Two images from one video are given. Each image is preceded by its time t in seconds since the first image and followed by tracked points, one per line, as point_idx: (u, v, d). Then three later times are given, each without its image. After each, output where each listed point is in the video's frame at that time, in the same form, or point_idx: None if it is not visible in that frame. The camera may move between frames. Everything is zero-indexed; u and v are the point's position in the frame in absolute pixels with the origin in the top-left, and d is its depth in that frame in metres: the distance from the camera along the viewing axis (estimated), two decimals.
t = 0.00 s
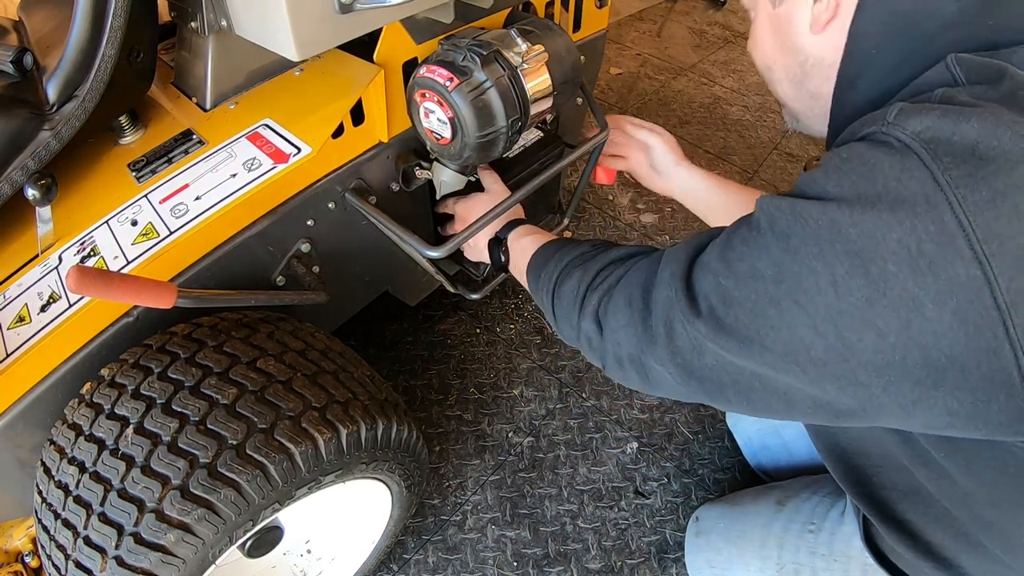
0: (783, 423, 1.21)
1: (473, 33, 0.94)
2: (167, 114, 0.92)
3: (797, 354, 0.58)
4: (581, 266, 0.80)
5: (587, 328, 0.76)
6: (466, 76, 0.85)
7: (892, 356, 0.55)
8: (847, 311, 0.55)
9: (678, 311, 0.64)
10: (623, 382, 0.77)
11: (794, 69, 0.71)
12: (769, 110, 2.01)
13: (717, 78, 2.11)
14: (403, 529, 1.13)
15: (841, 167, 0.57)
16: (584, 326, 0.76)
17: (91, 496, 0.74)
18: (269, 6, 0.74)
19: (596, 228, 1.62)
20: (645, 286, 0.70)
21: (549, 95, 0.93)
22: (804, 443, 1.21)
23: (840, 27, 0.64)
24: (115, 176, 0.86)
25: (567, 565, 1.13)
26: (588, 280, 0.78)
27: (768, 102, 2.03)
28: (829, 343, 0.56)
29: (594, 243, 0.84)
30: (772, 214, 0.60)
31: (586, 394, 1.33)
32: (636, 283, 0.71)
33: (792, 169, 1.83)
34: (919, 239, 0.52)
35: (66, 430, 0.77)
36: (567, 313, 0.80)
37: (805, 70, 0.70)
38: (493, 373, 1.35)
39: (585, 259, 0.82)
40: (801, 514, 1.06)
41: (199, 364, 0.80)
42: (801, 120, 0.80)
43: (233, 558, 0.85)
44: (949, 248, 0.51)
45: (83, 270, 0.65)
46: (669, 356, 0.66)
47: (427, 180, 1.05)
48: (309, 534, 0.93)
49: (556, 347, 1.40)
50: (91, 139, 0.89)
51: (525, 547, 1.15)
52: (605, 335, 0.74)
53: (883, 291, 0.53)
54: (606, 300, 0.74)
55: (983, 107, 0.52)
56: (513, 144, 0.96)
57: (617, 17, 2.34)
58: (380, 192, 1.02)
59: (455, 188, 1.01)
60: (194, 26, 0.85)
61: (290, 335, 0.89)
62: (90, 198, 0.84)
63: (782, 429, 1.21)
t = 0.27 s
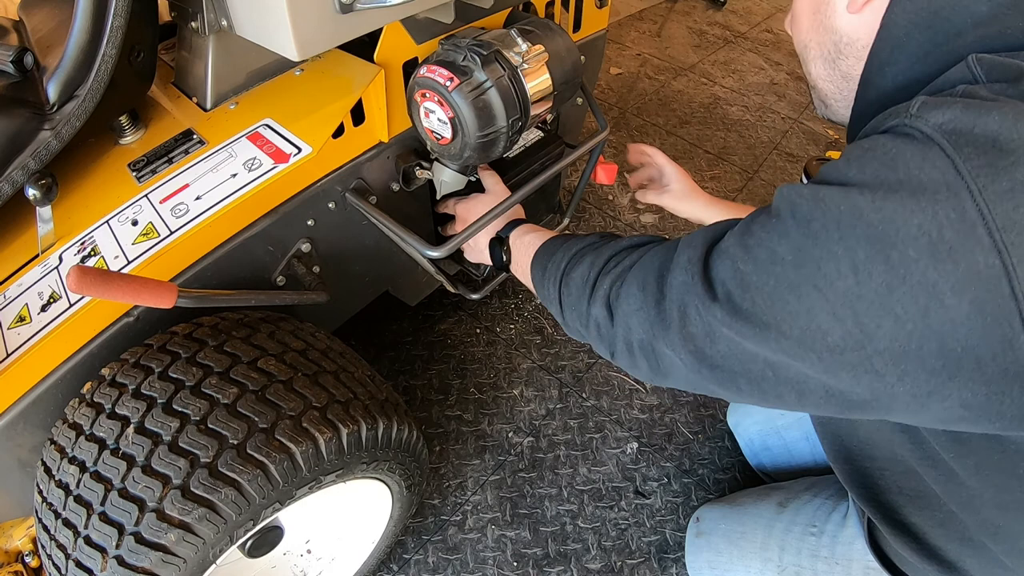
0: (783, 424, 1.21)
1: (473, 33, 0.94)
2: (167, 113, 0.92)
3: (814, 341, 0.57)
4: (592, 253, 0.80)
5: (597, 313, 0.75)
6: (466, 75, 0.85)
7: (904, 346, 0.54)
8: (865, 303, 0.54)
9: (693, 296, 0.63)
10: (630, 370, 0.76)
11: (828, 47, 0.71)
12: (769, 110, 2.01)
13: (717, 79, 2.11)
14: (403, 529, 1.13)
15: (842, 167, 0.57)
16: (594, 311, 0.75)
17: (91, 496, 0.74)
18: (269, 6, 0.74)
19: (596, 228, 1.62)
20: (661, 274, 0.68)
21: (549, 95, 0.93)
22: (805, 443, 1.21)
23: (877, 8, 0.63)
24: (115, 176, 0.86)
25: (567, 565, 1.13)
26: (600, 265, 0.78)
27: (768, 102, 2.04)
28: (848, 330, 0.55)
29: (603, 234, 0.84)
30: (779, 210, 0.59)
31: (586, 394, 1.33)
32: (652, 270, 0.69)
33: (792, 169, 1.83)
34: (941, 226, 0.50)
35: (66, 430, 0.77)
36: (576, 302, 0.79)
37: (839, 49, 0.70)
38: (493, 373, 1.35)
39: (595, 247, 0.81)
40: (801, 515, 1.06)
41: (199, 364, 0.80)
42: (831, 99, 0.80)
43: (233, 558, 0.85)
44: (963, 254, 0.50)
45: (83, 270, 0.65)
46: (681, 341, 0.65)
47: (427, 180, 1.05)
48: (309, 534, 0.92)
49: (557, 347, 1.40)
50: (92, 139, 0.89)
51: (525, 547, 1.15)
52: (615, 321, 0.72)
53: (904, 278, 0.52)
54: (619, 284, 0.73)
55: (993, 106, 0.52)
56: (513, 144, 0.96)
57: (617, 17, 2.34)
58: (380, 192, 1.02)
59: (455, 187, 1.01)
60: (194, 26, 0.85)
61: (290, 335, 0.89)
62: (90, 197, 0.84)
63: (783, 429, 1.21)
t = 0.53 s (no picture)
0: (783, 423, 1.21)
1: (473, 33, 0.94)
2: (167, 114, 0.92)
3: (816, 315, 0.58)
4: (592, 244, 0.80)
5: (597, 304, 0.75)
6: (466, 76, 0.85)
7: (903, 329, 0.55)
8: (865, 273, 0.55)
9: (694, 279, 0.64)
10: (629, 362, 0.77)
11: (822, 41, 0.72)
12: (769, 110, 2.01)
13: (717, 79, 2.11)
14: (402, 529, 1.13)
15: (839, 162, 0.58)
16: (595, 302, 0.75)
17: (92, 496, 0.74)
18: (269, 7, 0.74)
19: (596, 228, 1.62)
20: (660, 260, 0.70)
21: (549, 94, 0.93)
22: (805, 443, 1.21)
23: None
24: (115, 176, 0.86)
25: (567, 565, 1.13)
26: (599, 257, 0.78)
27: (768, 102, 2.04)
28: (849, 303, 0.56)
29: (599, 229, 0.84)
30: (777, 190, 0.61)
31: (586, 394, 1.33)
32: (651, 258, 0.70)
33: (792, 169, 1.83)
34: (937, 194, 0.53)
35: (66, 430, 0.77)
36: (574, 294, 0.79)
37: (833, 42, 0.71)
38: (493, 373, 1.35)
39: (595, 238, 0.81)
40: (801, 513, 1.06)
41: (199, 364, 0.80)
42: (827, 93, 0.80)
43: (233, 558, 0.85)
44: (958, 220, 0.52)
45: (83, 270, 0.65)
46: (682, 325, 0.66)
47: (427, 180, 1.05)
48: (309, 534, 0.92)
49: (557, 347, 1.40)
50: (91, 139, 0.89)
51: (525, 547, 1.15)
52: (615, 312, 0.73)
53: (905, 245, 0.53)
54: (618, 274, 0.73)
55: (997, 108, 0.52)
56: (513, 144, 0.96)
57: (617, 17, 2.34)
58: (380, 192, 1.02)
59: (455, 187, 1.01)
60: (194, 26, 0.85)
61: (290, 335, 0.89)
62: (90, 197, 0.84)
63: (782, 429, 1.21)
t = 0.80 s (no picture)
0: (782, 421, 1.21)
1: (474, 33, 0.94)
2: (167, 114, 0.92)
3: (812, 307, 0.58)
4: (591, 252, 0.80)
5: (595, 312, 0.75)
6: (466, 76, 0.85)
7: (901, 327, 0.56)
8: (855, 269, 0.55)
9: (691, 282, 0.64)
10: (630, 370, 0.76)
11: (813, 45, 0.74)
12: (769, 110, 2.01)
13: (717, 79, 2.11)
14: (402, 530, 1.13)
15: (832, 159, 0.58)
16: (593, 310, 0.75)
17: (91, 496, 0.74)
18: (269, 7, 0.74)
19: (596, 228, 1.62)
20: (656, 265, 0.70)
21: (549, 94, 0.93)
22: (805, 441, 1.21)
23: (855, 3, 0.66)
24: (115, 176, 0.86)
25: (567, 565, 1.13)
26: (597, 265, 0.78)
27: (768, 102, 2.04)
28: (843, 294, 0.56)
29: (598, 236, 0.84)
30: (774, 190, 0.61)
31: (586, 394, 1.33)
32: (647, 264, 0.71)
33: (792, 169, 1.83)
34: (923, 183, 0.53)
35: (66, 430, 0.77)
36: (573, 301, 0.79)
37: (824, 46, 0.73)
38: (493, 373, 1.35)
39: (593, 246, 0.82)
40: (800, 511, 1.06)
41: (199, 365, 0.80)
42: (821, 99, 0.82)
43: (233, 559, 0.84)
44: (945, 210, 0.53)
45: (83, 270, 0.65)
46: (680, 329, 0.65)
47: (427, 180, 1.05)
48: (309, 534, 0.92)
49: (557, 347, 1.40)
50: (91, 139, 0.89)
51: (525, 547, 1.15)
52: (614, 320, 0.73)
53: (893, 235, 0.54)
54: (615, 283, 0.73)
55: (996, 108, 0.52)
56: (513, 144, 0.96)
57: (617, 17, 2.34)
58: (380, 192, 1.02)
59: (455, 187, 1.01)
60: (194, 26, 0.85)
61: (290, 335, 0.89)
62: (90, 198, 0.84)
63: (782, 427, 1.21)
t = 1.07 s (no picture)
0: (782, 421, 1.21)
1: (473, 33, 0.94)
2: (167, 114, 0.92)
3: (823, 312, 0.58)
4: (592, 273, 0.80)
5: (599, 335, 0.76)
6: (466, 75, 0.85)
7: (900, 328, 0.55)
8: (858, 272, 0.55)
9: (696, 299, 0.64)
10: (638, 390, 0.77)
11: (810, 41, 0.74)
12: (769, 110, 2.01)
13: (717, 79, 2.11)
14: (402, 530, 1.13)
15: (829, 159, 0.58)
16: (597, 334, 0.76)
17: (92, 496, 0.74)
18: (268, 7, 0.74)
19: (596, 228, 1.62)
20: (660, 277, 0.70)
21: (549, 94, 0.93)
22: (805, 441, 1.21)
23: None
24: (115, 176, 0.86)
25: (567, 565, 1.13)
26: (597, 286, 0.78)
27: (768, 102, 2.03)
28: (852, 297, 0.56)
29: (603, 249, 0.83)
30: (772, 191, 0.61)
31: (586, 394, 1.33)
32: (648, 282, 0.71)
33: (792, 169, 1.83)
34: (924, 182, 0.53)
35: (66, 430, 0.77)
36: (578, 324, 0.80)
37: (821, 43, 0.73)
38: (493, 373, 1.35)
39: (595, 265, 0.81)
40: (798, 511, 1.07)
41: (199, 365, 0.80)
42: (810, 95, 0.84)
43: (233, 559, 0.84)
44: (944, 200, 0.53)
45: (83, 270, 0.65)
46: (688, 349, 0.66)
47: (427, 180, 1.05)
48: (308, 534, 0.92)
49: (557, 347, 1.40)
50: (91, 139, 0.89)
51: (525, 547, 1.15)
52: (619, 343, 0.74)
53: (895, 230, 0.54)
54: (616, 306, 0.74)
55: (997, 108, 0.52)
56: (513, 144, 0.96)
57: (617, 17, 2.34)
58: (380, 192, 1.02)
59: (455, 188, 1.01)
60: (194, 26, 0.85)
61: (290, 335, 0.90)
62: (90, 198, 0.84)
63: (781, 427, 1.21)
